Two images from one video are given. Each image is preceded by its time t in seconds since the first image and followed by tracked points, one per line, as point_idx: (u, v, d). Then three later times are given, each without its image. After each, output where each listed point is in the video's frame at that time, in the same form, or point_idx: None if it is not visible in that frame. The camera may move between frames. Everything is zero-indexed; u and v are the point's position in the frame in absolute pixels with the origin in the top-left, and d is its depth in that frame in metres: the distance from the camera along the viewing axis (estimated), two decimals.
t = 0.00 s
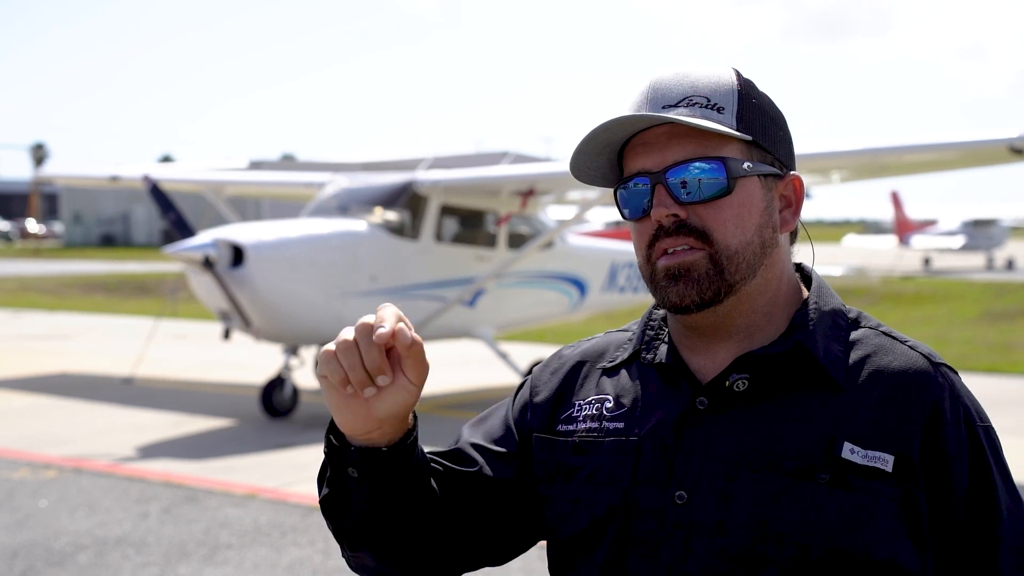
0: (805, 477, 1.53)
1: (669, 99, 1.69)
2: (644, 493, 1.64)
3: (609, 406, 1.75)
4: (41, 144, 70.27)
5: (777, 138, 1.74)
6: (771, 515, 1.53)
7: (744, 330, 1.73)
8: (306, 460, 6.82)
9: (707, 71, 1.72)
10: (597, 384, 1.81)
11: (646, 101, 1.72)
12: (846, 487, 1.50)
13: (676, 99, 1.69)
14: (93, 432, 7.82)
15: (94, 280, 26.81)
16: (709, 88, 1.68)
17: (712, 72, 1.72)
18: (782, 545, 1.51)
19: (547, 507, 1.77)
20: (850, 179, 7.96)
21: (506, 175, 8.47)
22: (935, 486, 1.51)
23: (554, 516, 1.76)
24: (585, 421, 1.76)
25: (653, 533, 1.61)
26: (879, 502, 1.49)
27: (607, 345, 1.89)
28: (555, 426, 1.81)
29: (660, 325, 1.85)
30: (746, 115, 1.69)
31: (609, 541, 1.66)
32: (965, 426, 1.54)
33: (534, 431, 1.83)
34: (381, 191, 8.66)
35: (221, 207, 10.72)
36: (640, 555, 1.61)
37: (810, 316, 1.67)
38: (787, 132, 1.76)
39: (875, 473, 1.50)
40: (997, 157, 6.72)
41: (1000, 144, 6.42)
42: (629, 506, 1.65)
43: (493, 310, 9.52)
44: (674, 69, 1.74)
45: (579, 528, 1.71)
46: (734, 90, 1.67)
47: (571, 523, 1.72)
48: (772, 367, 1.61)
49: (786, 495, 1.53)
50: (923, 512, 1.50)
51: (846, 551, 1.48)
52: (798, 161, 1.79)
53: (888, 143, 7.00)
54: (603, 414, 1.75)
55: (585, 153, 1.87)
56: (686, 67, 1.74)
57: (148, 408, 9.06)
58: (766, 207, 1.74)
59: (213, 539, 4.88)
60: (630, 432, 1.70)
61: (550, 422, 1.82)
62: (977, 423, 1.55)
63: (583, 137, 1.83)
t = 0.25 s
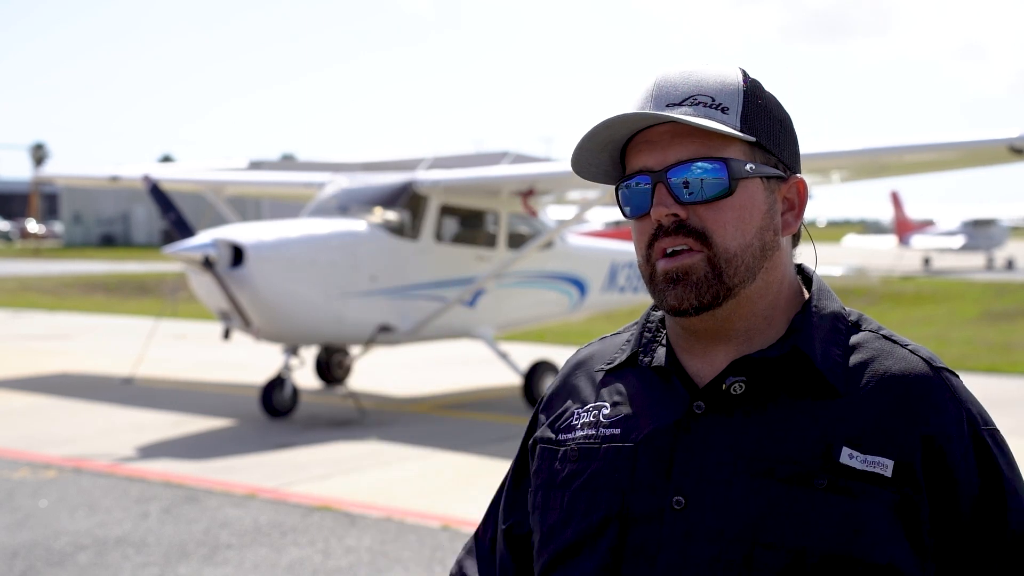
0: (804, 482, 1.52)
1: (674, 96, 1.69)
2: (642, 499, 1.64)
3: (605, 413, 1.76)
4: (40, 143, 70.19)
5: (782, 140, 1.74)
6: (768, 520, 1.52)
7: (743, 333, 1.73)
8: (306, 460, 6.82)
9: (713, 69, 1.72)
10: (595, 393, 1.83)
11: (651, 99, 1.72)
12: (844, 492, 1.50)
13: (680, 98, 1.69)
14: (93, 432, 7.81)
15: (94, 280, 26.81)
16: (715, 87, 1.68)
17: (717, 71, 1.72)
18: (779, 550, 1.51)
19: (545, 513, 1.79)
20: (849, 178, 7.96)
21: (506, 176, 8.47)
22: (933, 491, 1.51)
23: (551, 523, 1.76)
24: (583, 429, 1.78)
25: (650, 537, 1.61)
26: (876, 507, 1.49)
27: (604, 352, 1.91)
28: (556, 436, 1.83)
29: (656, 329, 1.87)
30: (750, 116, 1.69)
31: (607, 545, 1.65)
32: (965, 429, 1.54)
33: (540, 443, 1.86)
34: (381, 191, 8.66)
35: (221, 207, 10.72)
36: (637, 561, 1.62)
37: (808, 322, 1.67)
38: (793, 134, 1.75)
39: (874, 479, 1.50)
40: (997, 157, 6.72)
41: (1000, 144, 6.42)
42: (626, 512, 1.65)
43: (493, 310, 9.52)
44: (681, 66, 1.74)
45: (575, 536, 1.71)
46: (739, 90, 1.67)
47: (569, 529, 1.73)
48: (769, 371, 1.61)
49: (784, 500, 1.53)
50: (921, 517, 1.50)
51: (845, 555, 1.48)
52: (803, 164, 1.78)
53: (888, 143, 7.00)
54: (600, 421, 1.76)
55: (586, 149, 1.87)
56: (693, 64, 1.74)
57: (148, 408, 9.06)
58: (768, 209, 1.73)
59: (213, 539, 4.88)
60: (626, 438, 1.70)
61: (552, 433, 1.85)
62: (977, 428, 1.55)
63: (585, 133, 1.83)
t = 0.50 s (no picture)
0: (793, 482, 1.52)
1: (665, 98, 1.71)
2: (634, 501, 1.64)
3: (601, 416, 1.77)
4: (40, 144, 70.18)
5: (776, 145, 1.72)
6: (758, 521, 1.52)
7: (729, 333, 1.73)
8: (306, 460, 6.81)
9: (709, 69, 1.72)
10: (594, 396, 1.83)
11: (645, 100, 1.74)
12: (833, 493, 1.50)
13: (670, 99, 1.70)
14: (93, 432, 7.81)
15: (94, 280, 26.80)
16: (706, 90, 1.68)
17: (713, 71, 1.72)
18: (767, 552, 1.51)
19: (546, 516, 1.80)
20: (849, 178, 7.96)
21: (506, 176, 8.47)
22: (924, 491, 1.51)
23: (551, 528, 1.78)
24: (580, 431, 1.79)
25: (641, 539, 1.62)
26: (865, 509, 1.49)
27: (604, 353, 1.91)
28: (557, 440, 1.84)
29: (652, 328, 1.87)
30: (742, 119, 1.68)
31: (600, 548, 1.66)
32: (960, 428, 1.53)
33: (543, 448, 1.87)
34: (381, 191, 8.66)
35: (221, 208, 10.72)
36: (629, 563, 1.62)
37: (797, 321, 1.67)
38: (789, 139, 1.74)
39: (864, 479, 1.49)
40: (997, 157, 6.72)
41: (1000, 144, 6.42)
42: (619, 514, 1.66)
43: (493, 310, 9.52)
44: (679, 65, 1.74)
45: (573, 539, 1.72)
46: (730, 93, 1.67)
47: (567, 531, 1.74)
48: (758, 371, 1.62)
49: (773, 501, 1.53)
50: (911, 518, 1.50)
51: (833, 556, 1.48)
52: (798, 169, 1.76)
53: (888, 143, 7.00)
54: (596, 424, 1.77)
55: (578, 150, 1.88)
56: (691, 65, 1.74)
57: (148, 408, 9.06)
58: (756, 214, 1.72)
59: (213, 539, 4.88)
60: (618, 441, 1.71)
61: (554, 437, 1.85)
62: (973, 428, 1.53)
63: (575, 134, 1.85)
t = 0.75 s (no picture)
0: (789, 478, 1.53)
1: (644, 118, 1.73)
2: (635, 497, 1.64)
3: (608, 415, 1.77)
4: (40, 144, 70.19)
5: (755, 157, 1.70)
6: (754, 517, 1.53)
7: (730, 344, 1.73)
8: (306, 460, 6.81)
9: (688, 79, 1.72)
10: (604, 394, 1.83)
11: (625, 120, 1.76)
12: (829, 489, 1.50)
13: (649, 119, 1.72)
14: (93, 432, 7.81)
15: (94, 280, 26.79)
16: (683, 108, 1.69)
17: (692, 81, 1.71)
18: (762, 547, 1.51)
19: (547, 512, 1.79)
20: (849, 178, 7.96)
21: (505, 175, 8.47)
22: (921, 487, 1.50)
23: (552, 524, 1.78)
24: (588, 430, 1.78)
25: (640, 535, 1.62)
26: (862, 504, 1.48)
27: (616, 355, 1.92)
28: (564, 436, 1.83)
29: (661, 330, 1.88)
30: (718, 135, 1.68)
31: (601, 544, 1.66)
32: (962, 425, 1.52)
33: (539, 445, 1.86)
34: (381, 191, 8.67)
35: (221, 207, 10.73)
36: (628, 560, 1.62)
37: (794, 324, 1.67)
38: (770, 146, 1.70)
39: (860, 475, 1.49)
40: (997, 157, 6.72)
41: (1000, 144, 6.42)
42: (620, 511, 1.66)
43: (493, 310, 9.52)
44: (658, 77, 1.75)
45: (575, 536, 1.72)
46: (706, 110, 1.67)
47: (569, 528, 1.74)
48: (758, 370, 1.62)
49: (770, 496, 1.53)
50: (907, 515, 1.49)
51: (828, 551, 1.48)
52: (783, 176, 1.72)
53: (888, 143, 7.00)
54: (603, 423, 1.77)
55: (560, 171, 1.90)
56: (670, 75, 1.74)
57: (148, 408, 9.06)
58: (738, 230, 1.71)
59: (213, 539, 4.88)
60: (623, 440, 1.71)
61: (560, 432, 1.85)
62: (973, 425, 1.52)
63: (555, 159, 1.87)
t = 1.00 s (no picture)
0: (791, 476, 1.53)
1: (627, 128, 1.72)
2: (639, 495, 1.65)
3: (610, 411, 1.76)
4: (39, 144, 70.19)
5: (741, 167, 1.69)
6: (755, 515, 1.53)
7: (719, 347, 1.73)
8: (306, 460, 6.82)
9: (669, 89, 1.72)
10: (601, 390, 1.82)
11: (609, 130, 1.76)
12: (833, 487, 1.51)
13: (632, 130, 1.71)
14: (93, 432, 7.82)
15: (94, 280, 26.79)
16: (666, 119, 1.69)
17: (673, 90, 1.71)
18: (764, 545, 1.52)
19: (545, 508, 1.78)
20: (849, 178, 7.96)
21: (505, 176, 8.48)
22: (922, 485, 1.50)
23: (550, 520, 1.77)
24: (589, 424, 1.77)
25: (643, 533, 1.62)
26: (865, 502, 1.49)
27: (611, 348, 1.91)
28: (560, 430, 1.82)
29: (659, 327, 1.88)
30: (703, 145, 1.67)
31: (604, 542, 1.66)
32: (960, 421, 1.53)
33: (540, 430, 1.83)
34: (381, 191, 8.68)
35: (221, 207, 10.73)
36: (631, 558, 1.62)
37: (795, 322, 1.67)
38: (755, 154, 1.70)
39: (862, 472, 1.50)
40: (996, 157, 6.73)
41: (1000, 144, 6.43)
42: (623, 508, 1.66)
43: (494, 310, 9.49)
44: (639, 88, 1.75)
45: (577, 534, 1.71)
46: (689, 119, 1.67)
47: (568, 526, 1.73)
48: (759, 372, 1.62)
49: (773, 493, 1.53)
50: (909, 513, 1.49)
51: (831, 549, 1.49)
52: (768, 184, 1.72)
53: (888, 143, 7.00)
54: (605, 419, 1.76)
55: (544, 184, 1.90)
56: (650, 86, 1.74)
57: (148, 408, 9.07)
58: (725, 237, 1.70)
59: (213, 539, 4.89)
60: (626, 436, 1.71)
61: (558, 423, 1.82)
62: (971, 422, 1.53)
63: (539, 173, 1.87)
